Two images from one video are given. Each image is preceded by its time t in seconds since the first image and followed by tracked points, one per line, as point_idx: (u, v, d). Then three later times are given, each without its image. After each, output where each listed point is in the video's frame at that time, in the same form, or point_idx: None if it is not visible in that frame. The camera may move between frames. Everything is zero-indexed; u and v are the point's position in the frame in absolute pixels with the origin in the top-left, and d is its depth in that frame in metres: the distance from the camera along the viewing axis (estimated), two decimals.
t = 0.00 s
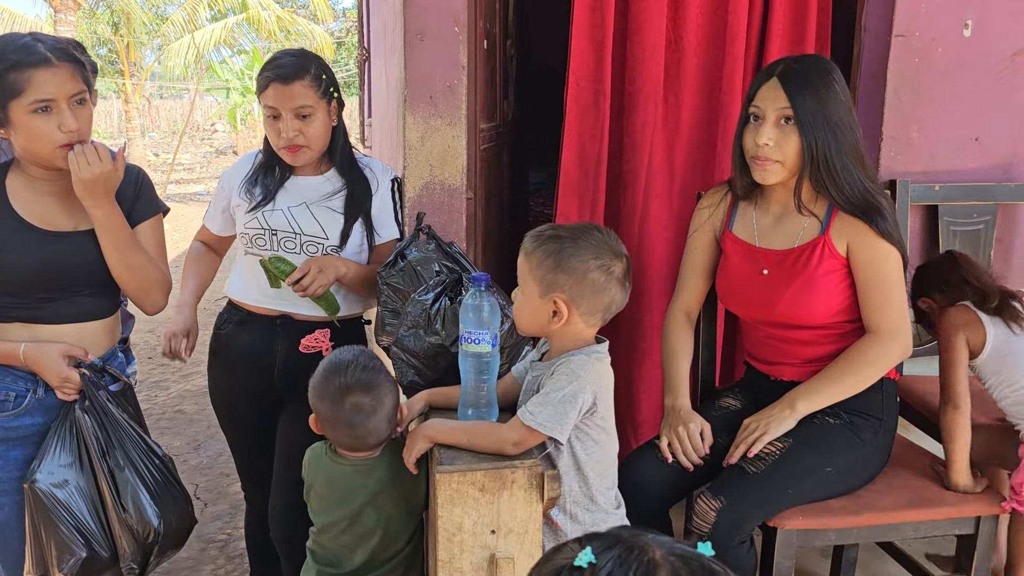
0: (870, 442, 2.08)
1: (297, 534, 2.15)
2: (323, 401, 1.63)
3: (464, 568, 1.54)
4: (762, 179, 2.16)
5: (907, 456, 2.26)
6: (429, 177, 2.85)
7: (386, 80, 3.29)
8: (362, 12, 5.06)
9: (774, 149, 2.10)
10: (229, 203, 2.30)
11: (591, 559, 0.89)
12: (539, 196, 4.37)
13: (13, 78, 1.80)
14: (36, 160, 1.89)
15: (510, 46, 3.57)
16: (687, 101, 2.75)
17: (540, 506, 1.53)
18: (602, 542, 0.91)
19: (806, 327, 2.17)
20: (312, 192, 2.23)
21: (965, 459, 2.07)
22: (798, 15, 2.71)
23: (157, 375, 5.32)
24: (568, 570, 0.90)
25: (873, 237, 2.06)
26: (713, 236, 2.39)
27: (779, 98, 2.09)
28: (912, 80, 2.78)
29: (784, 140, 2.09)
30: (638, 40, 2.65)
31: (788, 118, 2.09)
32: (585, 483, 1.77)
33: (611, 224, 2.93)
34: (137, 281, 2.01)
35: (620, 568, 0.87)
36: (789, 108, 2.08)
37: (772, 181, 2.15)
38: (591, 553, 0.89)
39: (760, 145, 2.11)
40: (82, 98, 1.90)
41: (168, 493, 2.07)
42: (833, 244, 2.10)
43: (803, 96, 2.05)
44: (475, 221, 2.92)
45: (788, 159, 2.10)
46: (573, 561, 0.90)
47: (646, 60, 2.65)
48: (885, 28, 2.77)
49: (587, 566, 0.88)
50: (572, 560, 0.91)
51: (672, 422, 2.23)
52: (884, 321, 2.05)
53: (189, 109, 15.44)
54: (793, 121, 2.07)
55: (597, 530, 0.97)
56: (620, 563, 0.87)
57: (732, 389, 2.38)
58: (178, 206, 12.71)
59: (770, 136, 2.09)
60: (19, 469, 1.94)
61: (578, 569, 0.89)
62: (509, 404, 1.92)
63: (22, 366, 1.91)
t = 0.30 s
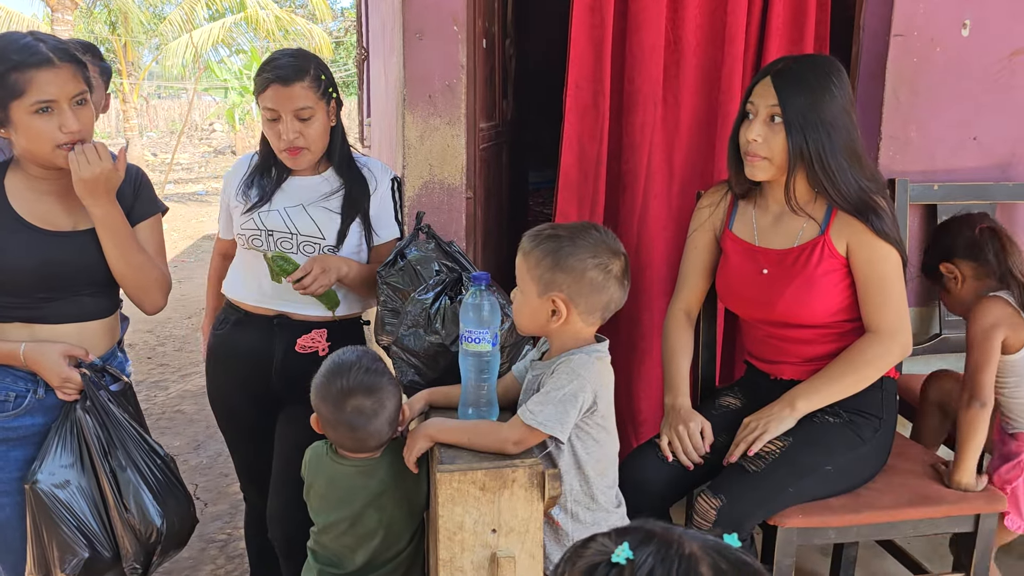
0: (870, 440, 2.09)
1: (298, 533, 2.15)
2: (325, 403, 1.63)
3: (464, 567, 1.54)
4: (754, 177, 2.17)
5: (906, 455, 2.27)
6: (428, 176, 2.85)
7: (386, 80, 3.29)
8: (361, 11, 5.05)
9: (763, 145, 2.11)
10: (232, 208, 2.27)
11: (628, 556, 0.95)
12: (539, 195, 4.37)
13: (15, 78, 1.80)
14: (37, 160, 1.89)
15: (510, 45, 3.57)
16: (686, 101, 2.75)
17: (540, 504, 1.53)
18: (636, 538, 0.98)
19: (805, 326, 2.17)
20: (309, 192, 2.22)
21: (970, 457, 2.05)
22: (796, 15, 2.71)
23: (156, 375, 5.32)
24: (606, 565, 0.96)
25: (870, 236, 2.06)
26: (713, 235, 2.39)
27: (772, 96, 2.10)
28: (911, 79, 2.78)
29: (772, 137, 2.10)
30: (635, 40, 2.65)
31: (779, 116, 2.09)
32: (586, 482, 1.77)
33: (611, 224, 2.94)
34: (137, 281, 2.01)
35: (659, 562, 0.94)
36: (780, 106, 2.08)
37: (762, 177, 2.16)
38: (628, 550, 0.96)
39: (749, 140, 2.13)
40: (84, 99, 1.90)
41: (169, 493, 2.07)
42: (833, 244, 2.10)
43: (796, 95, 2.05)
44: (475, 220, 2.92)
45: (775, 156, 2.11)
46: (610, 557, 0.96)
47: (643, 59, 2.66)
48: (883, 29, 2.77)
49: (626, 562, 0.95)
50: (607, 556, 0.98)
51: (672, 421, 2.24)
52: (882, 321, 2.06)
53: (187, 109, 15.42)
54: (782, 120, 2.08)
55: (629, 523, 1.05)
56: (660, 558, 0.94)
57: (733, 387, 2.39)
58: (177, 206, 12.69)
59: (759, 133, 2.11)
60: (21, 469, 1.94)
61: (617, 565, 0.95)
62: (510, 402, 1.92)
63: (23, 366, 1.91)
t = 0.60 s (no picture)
0: (875, 439, 2.09)
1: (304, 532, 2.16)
2: (332, 399, 1.64)
3: (472, 565, 1.54)
4: (759, 177, 2.18)
5: (910, 454, 2.27)
6: (434, 176, 2.86)
7: (391, 80, 3.29)
8: (366, 11, 5.05)
9: (770, 145, 2.12)
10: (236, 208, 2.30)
11: (665, 544, 1.01)
12: (542, 195, 4.37)
13: (26, 78, 1.81)
14: (46, 160, 1.89)
15: (514, 45, 3.58)
16: (691, 101, 2.75)
17: (547, 503, 1.53)
18: (673, 528, 1.03)
19: (811, 325, 2.18)
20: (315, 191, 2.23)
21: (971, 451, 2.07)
22: (801, 15, 2.71)
23: (159, 374, 5.32)
24: (643, 553, 1.01)
25: (875, 236, 2.07)
26: (718, 235, 2.40)
27: (779, 95, 2.10)
28: (915, 80, 2.79)
29: (780, 137, 2.11)
30: (642, 40, 2.66)
31: (785, 116, 2.10)
32: (592, 480, 1.77)
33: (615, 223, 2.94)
34: (146, 280, 2.02)
35: (696, 551, 0.99)
36: (786, 105, 2.09)
37: (768, 177, 2.16)
38: (665, 539, 1.01)
39: (757, 139, 2.13)
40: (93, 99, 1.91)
41: (177, 491, 2.08)
42: (839, 244, 2.11)
43: (802, 95, 2.06)
44: (480, 220, 2.93)
45: (782, 155, 2.12)
46: (648, 544, 1.02)
47: (649, 60, 2.66)
48: (888, 27, 2.78)
49: (663, 550, 1.00)
50: (645, 543, 1.03)
51: (678, 420, 2.24)
52: (887, 320, 2.06)
53: (189, 109, 15.43)
54: (789, 120, 2.09)
55: (667, 512, 1.11)
56: (697, 548, 0.99)
57: (738, 386, 2.40)
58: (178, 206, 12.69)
59: (766, 132, 2.12)
60: (30, 467, 1.95)
61: (654, 553, 1.00)
62: (516, 401, 1.93)
63: (32, 365, 1.91)
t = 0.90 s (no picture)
0: (884, 439, 2.09)
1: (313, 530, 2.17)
2: (339, 393, 1.65)
3: (478, 565, 1.54)
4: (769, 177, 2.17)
5: (920, 454, 2.26)
6: (442, 175, 2.86)
7: (400, 80, 3.30)
8: (374, 11, 5.06)
9: (782, 144, 2.11)
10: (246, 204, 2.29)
11: (682, 545, 1.01)
12: (551, 195, 4.37)
13: (34, 77, 1.82)
14: (56, 159, 1.90)
15: (523, 45, 3.58)
16: (700, 100, 2.75)
17: (555, 502, 1.54)
18: (694, 531, 1.04)
19: (821, 326, 2.17)
20: (327, 191, 2.23)
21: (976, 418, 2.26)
22: (811, 14, 2.71)
23: (168, 373, 5.34)
24: (659, 553, 1.03)
25: (886, 236, 2.06)
26: (727, 235, 2.39)
27: (792, 94, 2.10)
28: (925, 79, 2.77)
29: (792, 136, 2.10)
30: (651, 40, 2.65)
31: (798, 115, 2.09)
32: (600, 480, 1.77)
33: (623, 223, 2.94)
34: (154, 280, 2.03)
35: (712, 555, 0.99)
36: (799, 105, 2.08)
37: (779, 176, 2.16)
38: (682, 540, 1.02)
39: (768, 139, 2.12)
40: (101, 99, 1.92)
41: (185, 491, 2.08)
42: (849, 244, 2.10)
43: (814, 95, 2.05)
44: (488, 219, 2.93)
45: (794, 154, 2.11)
46: (665, 544, 1.03)
47: (657, 59, 2.66)
48: (898, 28, 2.78)
49: (679, 550, 1.01)
50: (663, 545, 1.04)
51: (686, 420, 2.24)
52: (898, 321, 2.05)
53: (198, 110, 15.50)
54: (801, 119, 2.08)
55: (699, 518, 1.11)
56: (713, 552, 0.99)
57: (746, 386, 2.39)
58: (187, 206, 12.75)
59: (778, 131, 2.11)
60: (39, 465, 1.96)
61: (670, 553, 1.02)
62: (524, 400, 1.93)
63: (41, 363, 1.92)
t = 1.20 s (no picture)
0: (892, 440, 2.09)
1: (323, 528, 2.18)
2: (351, 390, 1.66)
3: (487, 563, 1.55)
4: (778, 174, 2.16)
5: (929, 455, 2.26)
6: (451, 176, 2.87)
7: (409, 80, 3.31)
8: (384, 12, 5.09)
9: (793, 144, 2.11)
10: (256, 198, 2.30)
11: None
12: (560, 195, 4.37)
13: (47, 77, 1.83)
14: (68, 159, 1.92)
15: (532, 46, 3.58)
16: (710, 100, 2.75)
17: (563, 501, 1.54)
18: None
19: (830, 327, 2.17)
20: (335, 194, 2.24)
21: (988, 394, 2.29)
22: (821, 15, 2.70)
23: (178, 372, 5.38)
24: None
25: (898, 239, 2.05)
26: (738, 235, 2.39)
27: (804, 94, 2.10)
28: (936, 80, 2.77)
29: (803, 136, 2.10)
30: (661, 40, 2.66)
31: (809, 115, 2.09)
32: (609, 479, 1.78)
33: (632, 222, 2.94)
34: (166, 279, 2.05)
35: None
36: (811, 105, 2.08)
37: (789, 176, 2.15)
38: None
39: (779, 138, 2.12)
40: (114, 99, 1.94)
41: (195, 489, 2.10)
42: (860, 247, 2.09)
43: (826, 94, 2.05)
44: (497, 219, 2.94)
45: (805, 155, 2.10)
46: None
47: (667, 59, 2.66)
48: (907, 28, 2.77)
49: None
50: None
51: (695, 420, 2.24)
52: (909, 324, 2.05)
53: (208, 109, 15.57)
54: (813, 119, 2.08)
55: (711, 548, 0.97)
56: None
57: (755, 386, 2.39)
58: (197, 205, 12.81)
59: (789, 131, 2.11)
60: (50, 462, 1.98)
61: None
62: (533, 400, 1.93)
63: (53, 362, 1.93)
